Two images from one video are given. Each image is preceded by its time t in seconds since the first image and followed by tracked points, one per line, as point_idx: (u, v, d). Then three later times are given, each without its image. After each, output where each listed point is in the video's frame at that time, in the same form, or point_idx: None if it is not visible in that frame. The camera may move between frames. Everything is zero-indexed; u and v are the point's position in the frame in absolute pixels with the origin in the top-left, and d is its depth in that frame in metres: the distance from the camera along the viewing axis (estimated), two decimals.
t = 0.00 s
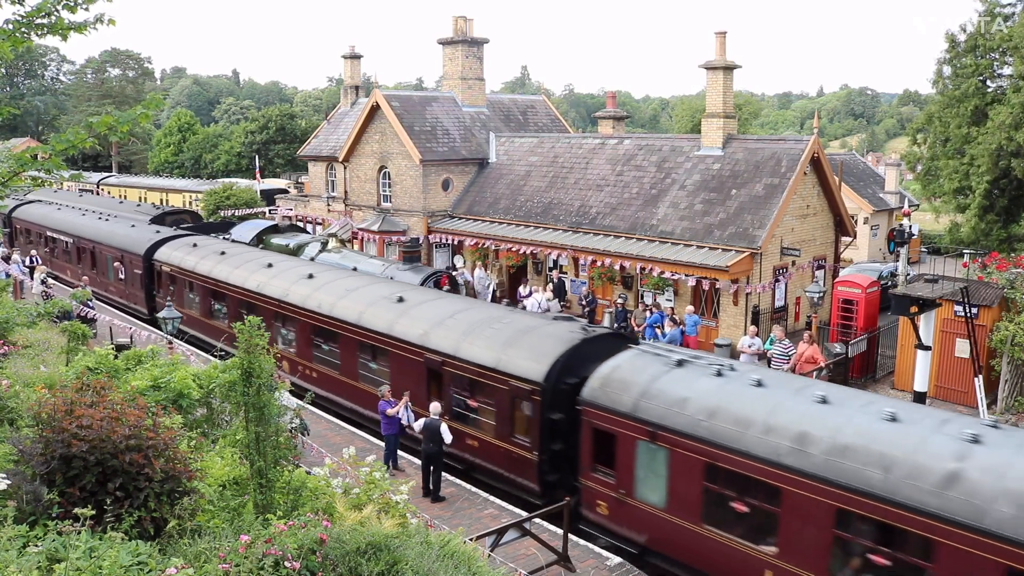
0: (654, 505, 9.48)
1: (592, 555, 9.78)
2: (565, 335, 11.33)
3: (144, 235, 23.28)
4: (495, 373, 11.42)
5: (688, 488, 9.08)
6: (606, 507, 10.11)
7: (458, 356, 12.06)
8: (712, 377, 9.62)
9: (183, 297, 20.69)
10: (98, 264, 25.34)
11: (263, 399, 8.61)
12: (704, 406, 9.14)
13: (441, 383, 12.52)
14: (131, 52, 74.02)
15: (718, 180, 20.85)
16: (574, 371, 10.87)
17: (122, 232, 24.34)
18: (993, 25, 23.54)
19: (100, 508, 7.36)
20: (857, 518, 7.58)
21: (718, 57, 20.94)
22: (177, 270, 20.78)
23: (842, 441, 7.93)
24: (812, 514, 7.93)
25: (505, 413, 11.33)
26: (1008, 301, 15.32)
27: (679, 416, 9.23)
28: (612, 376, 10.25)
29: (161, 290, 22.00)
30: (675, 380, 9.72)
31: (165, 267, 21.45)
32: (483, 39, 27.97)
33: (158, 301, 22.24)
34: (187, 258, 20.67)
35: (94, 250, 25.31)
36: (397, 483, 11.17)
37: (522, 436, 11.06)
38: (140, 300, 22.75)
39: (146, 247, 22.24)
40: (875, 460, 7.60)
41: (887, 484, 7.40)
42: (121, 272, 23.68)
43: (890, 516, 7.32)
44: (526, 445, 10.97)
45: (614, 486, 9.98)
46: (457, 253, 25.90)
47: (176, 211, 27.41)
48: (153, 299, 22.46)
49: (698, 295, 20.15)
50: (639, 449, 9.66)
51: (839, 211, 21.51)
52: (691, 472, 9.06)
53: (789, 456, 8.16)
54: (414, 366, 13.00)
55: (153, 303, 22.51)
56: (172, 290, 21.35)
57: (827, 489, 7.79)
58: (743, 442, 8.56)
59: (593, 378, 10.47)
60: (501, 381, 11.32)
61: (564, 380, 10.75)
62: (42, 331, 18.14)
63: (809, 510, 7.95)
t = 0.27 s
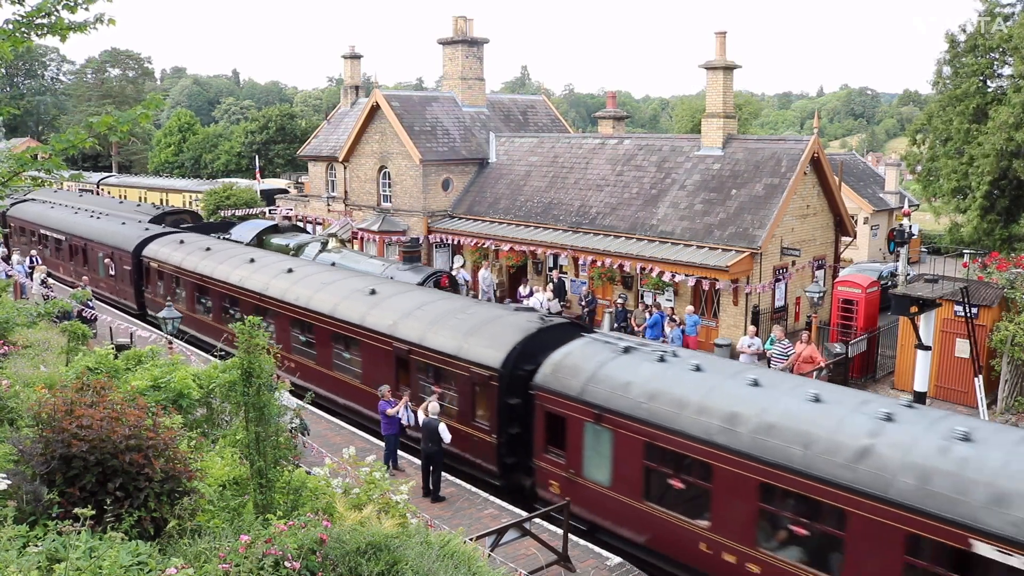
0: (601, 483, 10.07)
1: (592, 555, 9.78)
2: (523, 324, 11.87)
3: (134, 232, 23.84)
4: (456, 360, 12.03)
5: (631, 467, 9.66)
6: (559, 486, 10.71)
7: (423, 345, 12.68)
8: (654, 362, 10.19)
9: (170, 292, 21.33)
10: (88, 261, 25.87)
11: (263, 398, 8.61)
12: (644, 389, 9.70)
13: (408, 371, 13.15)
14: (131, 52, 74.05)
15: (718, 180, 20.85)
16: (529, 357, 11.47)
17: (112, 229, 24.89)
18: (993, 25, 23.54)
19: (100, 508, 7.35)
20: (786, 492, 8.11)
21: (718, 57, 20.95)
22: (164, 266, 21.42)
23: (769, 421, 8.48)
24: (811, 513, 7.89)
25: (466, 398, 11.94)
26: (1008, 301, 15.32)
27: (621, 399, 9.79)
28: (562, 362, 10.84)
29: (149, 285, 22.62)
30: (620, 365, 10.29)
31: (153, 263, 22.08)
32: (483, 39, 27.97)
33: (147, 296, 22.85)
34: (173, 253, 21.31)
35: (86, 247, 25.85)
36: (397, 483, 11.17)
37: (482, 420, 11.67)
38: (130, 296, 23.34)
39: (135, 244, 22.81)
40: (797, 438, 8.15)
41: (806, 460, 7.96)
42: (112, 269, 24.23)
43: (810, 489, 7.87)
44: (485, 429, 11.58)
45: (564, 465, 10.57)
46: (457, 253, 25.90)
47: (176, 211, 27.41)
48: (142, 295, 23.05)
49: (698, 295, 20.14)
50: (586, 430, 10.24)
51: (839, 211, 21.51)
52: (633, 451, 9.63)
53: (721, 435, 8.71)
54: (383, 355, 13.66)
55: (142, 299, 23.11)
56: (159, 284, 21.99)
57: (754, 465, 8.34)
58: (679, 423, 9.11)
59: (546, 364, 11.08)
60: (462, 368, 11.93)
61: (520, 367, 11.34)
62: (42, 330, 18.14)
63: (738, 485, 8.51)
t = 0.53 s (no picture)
0: (554, 464, 10.71)
1: (592, 554, 9.78)
2: (487, 314, 12.57)
3: (125, 230, 24.39)
4: (422, 349, 12.70)
5: (582, 448, 10.28)
6: (516, 467, 11.39)
7: (393, 335, 13.36)
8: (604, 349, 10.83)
9: (159, 287, 21.91)
10: (81, 259, 26.36)
11: (263, 399, 8.61)
12: (593, 374, 10.33)
13: (379, 360, 13.82)
14: (131, 52, 74.05)
15: (718, 180, 20.85)
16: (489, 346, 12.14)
17: (104, 227, 25.37)
18: (993, 25, 23.53)
19: (100, 508, 7.35)
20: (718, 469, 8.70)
21: (718, 57, 20.95)
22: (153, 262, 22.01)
23: (703, 402, 9.09)
24: (809, 513, 7.89)
25: (432, 385, 12.59)
26: (1008, 301, 15.32)
27: (572, 383, 10.43)
28: (519, 350, 11.49)
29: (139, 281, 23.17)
30: (572, 352, 10.93)
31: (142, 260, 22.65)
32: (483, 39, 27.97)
33: (137, 292, 23.41)
34: (162, 250, 21.93)
35: (78, 245, 26.33)
36: (397, 483, 11.17)
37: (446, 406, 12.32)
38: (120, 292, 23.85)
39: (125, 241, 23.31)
40: (727, 417, 8.76)
41: (735, 437, 8.56)
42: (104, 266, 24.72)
43: (738, 466, 8.47)
44: (449, 414, 12.22)
45: (521, 447, 11.22)
46: (457, 253, 25.89)
47: (176, 211, 27.41)
48: (133, 291, 23.55)
49: (698, 295, 20.15)
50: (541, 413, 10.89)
51: (839, 211, 21.52)
52: (582, 433, 10.27)
53: (659, 416, 9.31)
54: (356, 345, 14.34)
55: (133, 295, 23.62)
56: (148, 280, 22.56)
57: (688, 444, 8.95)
58: (622, 405, 9.74)
59: (504, 351, 11.75)
60: (427, 357, 12.60)
61: (481, 356, 12.00)
62: (42, 330, 18.14)
63: (676, 463, 9.10)
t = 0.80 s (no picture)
0: (516, 448, 11.27)
1: (592, 554, 9.78)
2: (458, 307, 13.21)
3: (116, 228, 24.81)
4: (394, 339, 13.34)
5: (542, 432, 10.84)
6: (481, 452, 11.93)
7: (368, 326, 13.99)
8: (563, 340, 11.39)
9: (148, 283, 22.43)
10: (72, 256, 26.78)
11: (263, 398, 8.61)
12: (552, 361, 10.88)
13: (356, 350, 14.45)
14: (131, 52, 74.08)
15: (718, 180, 20.85)
16: (459, 336, 12.75)
17: (95, 224, 25.79)
18: (993, 25, 23.53)
19: (100, 508, 7.35)
20: (667, 451, 9.22)
21: (718, 57, 20.95)
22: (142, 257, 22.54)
23: (652, 388, 9.63)
24: (809, 513, 7.88)
25: (405, 374, 13.19)
26: (1008, 301, 15.31)
27: (532, 371, 10.99)
28: (485, 340, 12.06)
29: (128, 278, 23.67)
30: (533, 342, 11.50)
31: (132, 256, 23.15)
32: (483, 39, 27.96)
33: (127, 288, 23.89)
34: (151, 246, 22.46)
35: (70, 243, 26.77)
36: (397, 483, 11.17)
37: (418, 393, 12.92)
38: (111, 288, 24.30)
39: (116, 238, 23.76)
40: (674, 402, 9.29)
41: (680, 420, 9.09)
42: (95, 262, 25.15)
43: (683, 447, 9.00)
44: (420, 401, 12.82)
45: (486, 433, 11.77)
46: (457, 253, 25.89)
47: (176, 211, 27.41)
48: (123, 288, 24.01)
49: (698, 295, 20.15)
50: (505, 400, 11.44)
51: (840, 211, 21.51)
52: (542, 418, 10.82)
53: (612, 401, 9.86)
54: (335, 337, 14.97)
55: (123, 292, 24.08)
56: (138, 276, 23.06)
57: (638, 427, 9.48)
58: (578, 390, 10.28)
59: (471, 342, 12.31)
60: (399, 347, 13.22)
61: (451, 345, 12.61)
62: (42, 331, 18.14)
63: (629, 447, 9.62)
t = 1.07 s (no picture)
0: (477, 432, 11.89)
1: (592, 554, 9.78)
2: (426, 298, 13.88)
3: (107, 225, 25.39)
4: (365, 330, 13.98)
5: (500, 418, 11.43)
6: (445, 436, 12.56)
7: (341, 317, 14.66)
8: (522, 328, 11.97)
9: (137, 279, 23.08)
10: (65, 253, 27.37)
11: (263, 399, 8.60)
12: (509, 349, 11.47)
13: (330, 340, 15.12)
14: (131, 52, 74.08)
15: (718, 180, 20.85)
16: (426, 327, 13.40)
17: (87, 223, 26.37)
18: (993, 25, 23.54)
19: (100, 508, 7.35)
20: (615, 432, 9.78)
21: (718, 57, 20.96)
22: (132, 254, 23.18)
23: (599, 372, 10.21)
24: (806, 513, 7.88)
25: (375, 362, 13.84)
26: (1008, 301, 15.31)
27: (490, 357, 11.57)
28: (448, 330, 12.64)
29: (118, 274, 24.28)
30: (493, 330, 12.08)
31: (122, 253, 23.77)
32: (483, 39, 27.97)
33: (117, 285, 24.49)
34: (140, 243, 23.09)
35: (63, 240, 27.36)
36: (397, 483, 11.17)
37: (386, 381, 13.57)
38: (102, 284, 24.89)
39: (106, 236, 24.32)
40: (618, 385, 9.88)
41: (623, 402, 9.67)
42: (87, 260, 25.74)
43: (627, 428, 9.58)
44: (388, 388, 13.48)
45: (449, 418, 12.40)
46: (457, 253, 25.89)
47: (176, 211, 27.42)
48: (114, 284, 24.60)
49: (698, 295, 20.15)
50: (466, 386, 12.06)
51: (840, 211, 21.51)
52: (500, 403, 11.43)
53: (562, 385, 10.43)
54: (310, 328, 15.65)
55: (114, 288, 24.66)
56: (127, 272, 23.67)
57: (585, 410, 10.07)
58: (532, 375, 10.87)
59: (435, 331, 12.90)
60: (370, 337, 13.88)
61: (418, 335, 13.27)
62: (42, 331, 18.14)
63: (577, 429, 10.23)
